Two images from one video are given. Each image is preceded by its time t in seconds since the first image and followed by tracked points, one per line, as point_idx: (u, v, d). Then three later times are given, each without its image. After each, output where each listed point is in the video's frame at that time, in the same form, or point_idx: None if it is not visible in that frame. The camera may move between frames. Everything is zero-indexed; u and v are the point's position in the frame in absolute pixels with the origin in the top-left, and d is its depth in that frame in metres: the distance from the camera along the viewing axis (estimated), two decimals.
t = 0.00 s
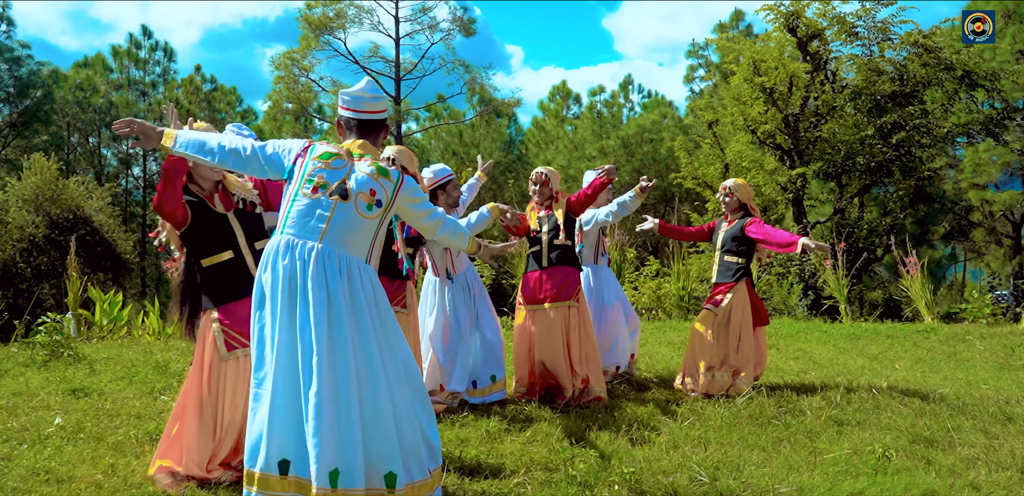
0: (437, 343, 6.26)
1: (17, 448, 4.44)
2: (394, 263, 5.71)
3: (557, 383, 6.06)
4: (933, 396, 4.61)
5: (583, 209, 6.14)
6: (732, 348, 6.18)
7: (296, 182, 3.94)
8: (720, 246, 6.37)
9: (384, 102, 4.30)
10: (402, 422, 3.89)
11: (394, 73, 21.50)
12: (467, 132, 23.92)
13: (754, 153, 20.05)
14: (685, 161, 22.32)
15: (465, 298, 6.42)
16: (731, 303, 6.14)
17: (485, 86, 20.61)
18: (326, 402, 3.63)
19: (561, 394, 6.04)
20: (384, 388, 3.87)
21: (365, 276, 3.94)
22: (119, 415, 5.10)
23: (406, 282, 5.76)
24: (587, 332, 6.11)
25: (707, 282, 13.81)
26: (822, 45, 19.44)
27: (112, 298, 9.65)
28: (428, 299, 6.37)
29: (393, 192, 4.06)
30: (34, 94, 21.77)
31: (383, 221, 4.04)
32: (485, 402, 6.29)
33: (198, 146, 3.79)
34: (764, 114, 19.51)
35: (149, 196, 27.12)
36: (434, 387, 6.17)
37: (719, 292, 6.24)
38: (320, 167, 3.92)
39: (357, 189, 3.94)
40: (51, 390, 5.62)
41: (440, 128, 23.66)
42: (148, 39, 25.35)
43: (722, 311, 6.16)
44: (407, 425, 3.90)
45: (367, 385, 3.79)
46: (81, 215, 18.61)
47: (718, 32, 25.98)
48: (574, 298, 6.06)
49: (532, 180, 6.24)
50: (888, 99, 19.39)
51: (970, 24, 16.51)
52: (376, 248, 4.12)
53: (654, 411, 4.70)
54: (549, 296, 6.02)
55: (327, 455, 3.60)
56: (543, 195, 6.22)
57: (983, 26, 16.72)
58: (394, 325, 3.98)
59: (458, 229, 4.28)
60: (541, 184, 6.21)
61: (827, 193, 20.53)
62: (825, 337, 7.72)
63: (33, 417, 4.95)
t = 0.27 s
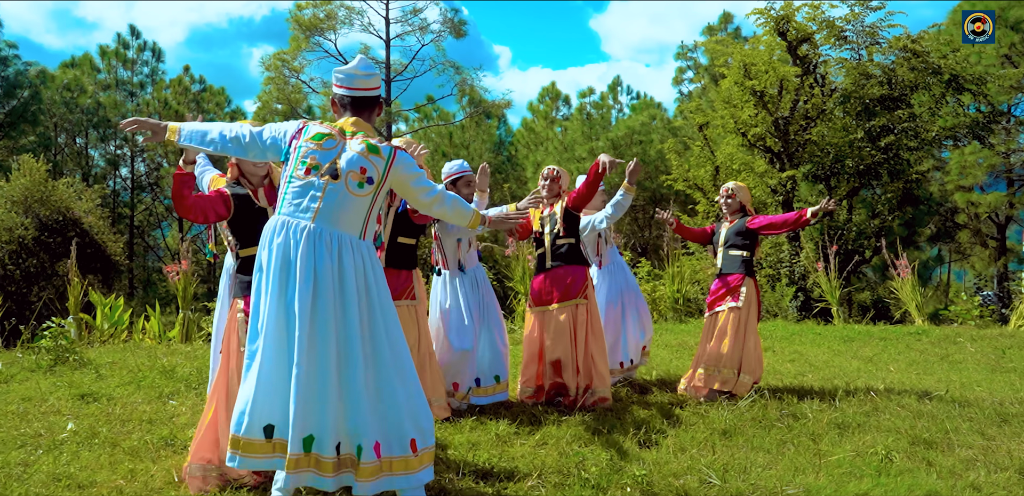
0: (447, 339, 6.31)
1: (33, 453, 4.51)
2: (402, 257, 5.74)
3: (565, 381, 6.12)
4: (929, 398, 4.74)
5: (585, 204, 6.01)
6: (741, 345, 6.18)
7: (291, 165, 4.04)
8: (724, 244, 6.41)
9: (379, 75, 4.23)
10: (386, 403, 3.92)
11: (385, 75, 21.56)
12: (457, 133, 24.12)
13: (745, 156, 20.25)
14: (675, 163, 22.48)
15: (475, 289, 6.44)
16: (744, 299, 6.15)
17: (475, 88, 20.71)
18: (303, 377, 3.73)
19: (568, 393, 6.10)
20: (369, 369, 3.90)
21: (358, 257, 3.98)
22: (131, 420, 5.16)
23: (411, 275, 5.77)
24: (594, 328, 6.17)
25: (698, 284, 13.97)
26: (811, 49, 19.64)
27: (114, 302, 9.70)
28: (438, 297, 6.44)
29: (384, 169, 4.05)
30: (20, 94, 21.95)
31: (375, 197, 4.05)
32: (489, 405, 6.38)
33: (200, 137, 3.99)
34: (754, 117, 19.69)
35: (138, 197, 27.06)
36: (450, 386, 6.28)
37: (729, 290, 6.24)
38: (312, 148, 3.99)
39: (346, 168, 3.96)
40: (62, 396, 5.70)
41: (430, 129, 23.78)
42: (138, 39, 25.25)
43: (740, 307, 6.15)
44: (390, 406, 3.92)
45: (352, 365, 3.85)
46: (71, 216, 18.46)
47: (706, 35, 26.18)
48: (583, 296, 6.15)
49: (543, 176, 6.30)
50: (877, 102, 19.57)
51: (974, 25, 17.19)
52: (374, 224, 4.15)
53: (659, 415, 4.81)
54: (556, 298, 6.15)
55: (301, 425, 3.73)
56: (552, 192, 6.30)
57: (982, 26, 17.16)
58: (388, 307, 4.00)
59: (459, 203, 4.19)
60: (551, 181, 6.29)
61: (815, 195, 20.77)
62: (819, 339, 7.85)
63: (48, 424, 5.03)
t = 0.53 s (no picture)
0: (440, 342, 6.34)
1: (30, 459, 4.52)
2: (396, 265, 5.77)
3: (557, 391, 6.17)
4: (917, 401, 4.83)
5: (581, 215, 6.11)
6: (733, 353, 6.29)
7: (268, 187, 4.11)
8: (717, 252, 6.47)
9: (355, 88, 4.15)
10: (358, 416, 3.94)
11: (371, 76, 21.55)
12: (442, 134, 24.27)
13: (730, 158, 20.45)
14: (662, 165, 22.62)
15: (469, 294, 6.49)
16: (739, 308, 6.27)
17: (462, 89, 20.76)
18: (274, 390, 3.80)
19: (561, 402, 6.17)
20: (342, 383, 3.93)
21: (335, 274, 4.02)
22: (128, 425, 5.18)
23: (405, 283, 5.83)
24: (590, 340, 6.25)
25: (684, 285, 14.12)
26: (795, 52, 19.85)
27: (105, 306, 9.68)
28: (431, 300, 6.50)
29: (356, 188, 4.04)
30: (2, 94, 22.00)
31: (349, 216, 4.05)
32: (481, 411, 6.43)
33: (188, 159, 4.08)
34: (740, 119, 19.84)
35: (122, 198, 26.88)
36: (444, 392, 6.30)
37: (724, 299, 6.35)
38: (286, 171, 4.04)
39: (317, 189, 3.98)
40: (55, 401, 5.72)
41: (416, 130, 23.84)
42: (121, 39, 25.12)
43: (735, 318, 6.29)
44: (361, 420, 3.94)
45: (323, 379, 3.89)
46: (54, 217, 18.25)
47: (691, 36, 26.37)
48: (575, 305, 6.20)
49: (541, 188, 6.40)
50: (860, 105, 19.85)
51: (974, 25, 17.57)
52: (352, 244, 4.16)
53: (651, 418, 4.90)
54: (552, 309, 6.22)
55: (270, 436, 3.80)
56: (551, 203, 6.40)
57: (982, 27, 17.51)
58: (364, 323, 4.01)
59: (436, 218, 4.11)
60: (549, 192, 6.40)
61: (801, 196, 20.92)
62: (806, 341, 7.96)
63: (44, 429, 5.05)
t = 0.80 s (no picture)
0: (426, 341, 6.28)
1: (21, 467, 4.52)
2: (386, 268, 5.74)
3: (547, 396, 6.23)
4: (902, 406, 4.90)
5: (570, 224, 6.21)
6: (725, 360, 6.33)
7: (239, 200, 4.16)
8: (704, 261, 6.50)
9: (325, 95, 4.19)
10: (341, 416, 3.97)
11: (360, 82, 21.60)
12: (433, 141, 24.34)
13: (718, 165, 20.62)
14: (651, 172, 22.73)
15: (452, 290, 6.41)
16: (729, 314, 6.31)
17: (452, 96, 20.83)
18: (256, 396, 3.83)
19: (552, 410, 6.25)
20: (323, 385, 3.97)
21: (310, 280, 4.04)
22: (118, 434, 5.18)
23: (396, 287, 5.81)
24: (576, 344, 6.28)
25: (674, 292, 14.20)
26: (782, 60, 20.06)
27: (94, 314, 9.66)
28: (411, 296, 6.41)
29: (320, 195, 4.04)
30: None
31: (316, 223, 4.06)
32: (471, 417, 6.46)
33: (169, 175, 4.22)
34: (728, 126, 20.01)
35: (110, 204, 26.77)
36: (430, 389, 6.27)
37: (713, 307, 6.36)
38: (253, 183, 4.08)
39: (283, 199, 4.00)
40: (45, 410, 5.71)
41: (406, 137, 23.92)
42: (110, 45, 25.07)
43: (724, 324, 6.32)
44: (344, 420, 3.97)
45: (304, 383, 3.92)
46: (42, 224, 18.16)
47: (679, 44, 26.56)
48: (562, 311, 6.21)
49: (533, 191, 6.34)
50: (847, 113, 19.94)
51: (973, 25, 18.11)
52: (323, 253, 4.17)
53: (641, 425, 4.95)
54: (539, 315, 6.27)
55: (256, 442, 3.83)
56: (543, 206, 6.34)
57: (982, 26, 18.02)
58: (341, 325, 4.02)
59: (404, 223, 4.09)
60: (541, 195, 6.32)
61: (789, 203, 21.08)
62: (794, 347, 8.03)
63: (33, 438, 5.04)
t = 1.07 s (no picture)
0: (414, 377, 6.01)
1: None
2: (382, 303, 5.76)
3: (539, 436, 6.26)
4: (897, 444, 4.89)
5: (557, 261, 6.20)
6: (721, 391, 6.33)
7: (218, 229, 4.26)
8: (694, 295, 6.53)
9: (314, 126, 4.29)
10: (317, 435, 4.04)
11: (363, 120, 21.89)
12: (435, 178, 24.59)
13: (717, 202, 20.79)
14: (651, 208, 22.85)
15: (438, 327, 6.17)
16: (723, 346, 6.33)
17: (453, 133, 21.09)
18: (234, 424, 3.91)
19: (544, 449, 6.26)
20: (299, 406, 4.02)
21: (280, 304, 4.06)
22: (111, 472, 5.18)
23: (394, 318, 5.81)
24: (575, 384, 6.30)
25: (676, 330, 14.21)
26: (779, 98, 20.34)
27: (93, 352, 9.69)
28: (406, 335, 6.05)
29: (288, 219, 4.04)
30: None
31: (289, 249, 4.08)
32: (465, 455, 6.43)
33: (165, 202, 4.54)
34: (726, 163, 20.21)
35: (113, 241, 26.90)
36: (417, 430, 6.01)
37: (707, 340, 6.35)
38: (229, 210, 4.17)
39: (252, 225, 4.06)
40: (39, 449, 5.72)
41: (408, 174, 24.21)
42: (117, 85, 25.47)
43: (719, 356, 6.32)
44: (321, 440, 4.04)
45: (280, 407, 3.98)
46: (44, 261, 18.20)
47: (679, 82, 26.91)
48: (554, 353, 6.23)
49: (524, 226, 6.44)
50: (845, 149, 20.00)
51: (975, 24, 18.10)
52: (297, 278, 4.16)
53: (634, 463, 4.95)
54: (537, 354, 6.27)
55: (237, 467, 3.91)
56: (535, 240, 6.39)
57: (982, 25, 17.99)
58: (313, 348, 4.07)
59: (381, 248, 4.04)
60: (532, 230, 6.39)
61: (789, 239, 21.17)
62: (792, 384, 8.01)
63: (27, 477, 5.05)
